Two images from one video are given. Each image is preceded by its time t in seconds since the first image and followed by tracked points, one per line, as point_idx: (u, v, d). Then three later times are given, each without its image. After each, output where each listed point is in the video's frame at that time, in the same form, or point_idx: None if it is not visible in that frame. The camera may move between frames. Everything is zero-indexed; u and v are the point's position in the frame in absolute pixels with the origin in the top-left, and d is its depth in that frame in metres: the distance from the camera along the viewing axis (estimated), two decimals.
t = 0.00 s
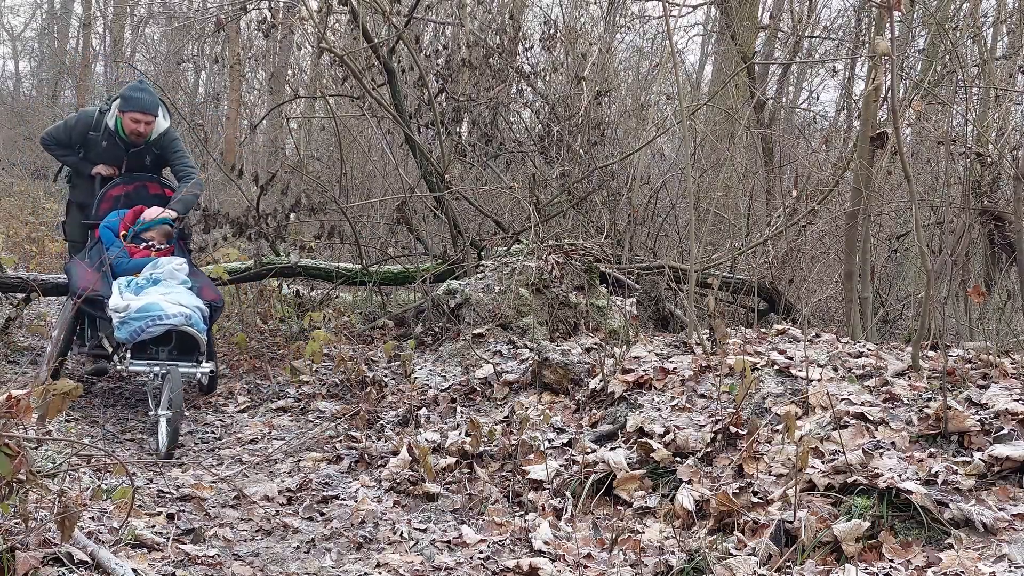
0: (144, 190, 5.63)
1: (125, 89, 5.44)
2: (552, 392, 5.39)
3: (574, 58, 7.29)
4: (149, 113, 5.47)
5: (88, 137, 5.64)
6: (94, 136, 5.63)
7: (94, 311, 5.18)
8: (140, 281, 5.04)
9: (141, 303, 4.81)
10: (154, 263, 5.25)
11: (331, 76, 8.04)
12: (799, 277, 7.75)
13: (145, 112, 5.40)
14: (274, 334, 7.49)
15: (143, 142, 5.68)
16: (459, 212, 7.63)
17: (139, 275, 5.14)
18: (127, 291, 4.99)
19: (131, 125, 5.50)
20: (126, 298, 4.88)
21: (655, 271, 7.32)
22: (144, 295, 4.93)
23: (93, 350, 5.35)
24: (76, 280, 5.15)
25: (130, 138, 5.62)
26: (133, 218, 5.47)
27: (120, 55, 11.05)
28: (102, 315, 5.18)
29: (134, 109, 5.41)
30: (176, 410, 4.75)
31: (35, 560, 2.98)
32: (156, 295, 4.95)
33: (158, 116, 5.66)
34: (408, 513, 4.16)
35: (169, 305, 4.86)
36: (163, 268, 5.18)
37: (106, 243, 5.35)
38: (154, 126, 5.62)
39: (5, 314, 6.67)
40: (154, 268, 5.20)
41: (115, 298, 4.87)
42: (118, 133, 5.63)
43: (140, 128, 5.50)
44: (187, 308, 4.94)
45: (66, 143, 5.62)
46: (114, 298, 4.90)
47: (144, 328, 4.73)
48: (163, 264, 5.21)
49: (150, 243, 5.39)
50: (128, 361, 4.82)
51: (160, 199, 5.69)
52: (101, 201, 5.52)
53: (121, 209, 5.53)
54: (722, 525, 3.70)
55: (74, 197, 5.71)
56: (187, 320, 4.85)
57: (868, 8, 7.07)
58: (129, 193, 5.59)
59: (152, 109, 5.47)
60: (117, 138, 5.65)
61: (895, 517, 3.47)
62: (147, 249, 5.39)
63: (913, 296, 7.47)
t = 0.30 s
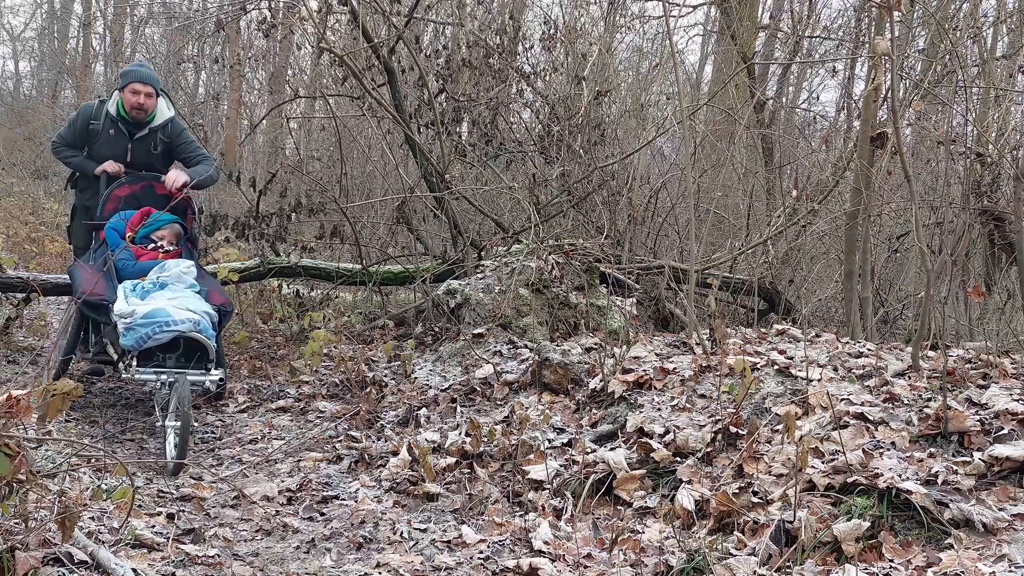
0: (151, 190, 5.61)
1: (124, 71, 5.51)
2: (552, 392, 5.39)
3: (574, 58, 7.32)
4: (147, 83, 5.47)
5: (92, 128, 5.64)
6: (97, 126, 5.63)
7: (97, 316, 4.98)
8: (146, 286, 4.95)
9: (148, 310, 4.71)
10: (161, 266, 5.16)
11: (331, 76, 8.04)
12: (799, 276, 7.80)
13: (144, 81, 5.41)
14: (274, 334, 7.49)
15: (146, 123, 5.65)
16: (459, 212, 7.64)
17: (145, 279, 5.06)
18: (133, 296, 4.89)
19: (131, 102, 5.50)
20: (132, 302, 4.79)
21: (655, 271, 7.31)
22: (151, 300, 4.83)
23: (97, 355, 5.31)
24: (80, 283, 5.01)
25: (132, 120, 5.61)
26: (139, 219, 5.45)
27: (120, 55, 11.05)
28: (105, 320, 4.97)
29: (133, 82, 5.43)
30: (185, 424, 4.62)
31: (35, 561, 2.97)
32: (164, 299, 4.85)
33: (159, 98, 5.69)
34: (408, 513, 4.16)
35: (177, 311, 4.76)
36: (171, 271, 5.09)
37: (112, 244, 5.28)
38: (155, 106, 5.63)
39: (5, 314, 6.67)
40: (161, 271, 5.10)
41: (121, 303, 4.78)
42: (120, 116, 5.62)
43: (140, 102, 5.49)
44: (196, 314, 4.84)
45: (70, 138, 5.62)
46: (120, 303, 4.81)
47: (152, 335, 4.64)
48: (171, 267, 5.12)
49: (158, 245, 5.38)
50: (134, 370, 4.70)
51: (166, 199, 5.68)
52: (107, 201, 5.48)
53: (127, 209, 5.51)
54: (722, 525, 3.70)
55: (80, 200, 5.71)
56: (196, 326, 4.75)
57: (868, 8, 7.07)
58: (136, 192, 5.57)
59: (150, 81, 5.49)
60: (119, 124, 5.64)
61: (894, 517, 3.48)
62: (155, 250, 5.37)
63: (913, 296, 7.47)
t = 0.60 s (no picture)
0: (156, 192, 5.38)
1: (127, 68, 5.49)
2: (552, 392, 5.39)
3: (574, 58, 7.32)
4: (152, 75, 5.42)
5: (100, 132, 5.56)
6: (107, 129, 5.56)
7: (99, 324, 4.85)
8: (152, 294, 4.79)
9: (154, 320, 4.54)
10: (168, 272, 4.99)
11: (331, 76, 8.04)
12: (799, 276, 7.81)
13: (149, 70, 5.38)
14: (274, 334, 7.49)
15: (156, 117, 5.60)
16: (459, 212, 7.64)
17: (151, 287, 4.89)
18: (138, 305, 4.72)
19: (138, 95, 5.45)
20: (138, 312, 4.62)
21: (655, 271, 7.31)
22: (158, 309, 4.66)
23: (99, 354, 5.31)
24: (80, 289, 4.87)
25: (141, 115, 5.55)
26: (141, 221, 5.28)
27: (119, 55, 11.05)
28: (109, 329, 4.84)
29: (138, 74, 5.40)
30: (196, 436, 4.33)
31: (35, 560, 2.98)
32: (171, 308, 4.67)
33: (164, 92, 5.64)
34: (408, 513, 4.16)
35: (185, 321, 4.58)
36: (178, 277, 4.91)
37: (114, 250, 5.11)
38: (162, 100, 5.59)
39: (5, 315, 6.66)
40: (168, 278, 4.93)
41: (127, 312, 4.61)
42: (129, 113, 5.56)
43: (148, 92, 5.44)
44: (205, 323, 4.65)
45: (80, 145, 5.53)
46: (126, 312, 4.64)
47: (159, 346, 4.47)
48: (178, 273, 4.94)
49: (161, 247, 5.20)
50: (141, 383, 4.57)
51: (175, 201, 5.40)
52: (110, 204, 5.28)
53: (130, 212, 5.32)
54: (722, 525, 3.70)
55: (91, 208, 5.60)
56: (205, 336, 4.56)
57: (868, 8, 7.07)
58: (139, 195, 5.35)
59: (154, 72, 5.45)
60: (128, 123, 5.58)
61: (894, 517, 3.48)
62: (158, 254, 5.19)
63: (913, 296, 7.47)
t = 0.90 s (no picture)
0: (160, 195, 5.10)
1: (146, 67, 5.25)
2: (552, 392, 5.40)
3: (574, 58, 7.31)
4: (172, 76, 5.17)
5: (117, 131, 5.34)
6: (123, 128, 5.34)
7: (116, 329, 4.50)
8: (172, 295, 4.51)
9: (182, 321, 4.29)
10: (183, 275, 4.65)
11: (331, 76, 8.04)
12: (799, 276, 7.80)
13: (167, 73, 5.13)
14: (274, 334, 7.49)
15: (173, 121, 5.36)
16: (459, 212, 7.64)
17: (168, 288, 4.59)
18: (159, 308, 4.43)
19: (155, 96, 5.22)
20: (163, 314, 4.35)
21: (655, 271, 7.30)
22: (183, 310, 4.40)
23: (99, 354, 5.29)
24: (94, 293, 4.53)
25: (159, 117, 5.31)
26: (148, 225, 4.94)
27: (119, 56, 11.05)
28: (127, 334, 4.50)
29: (156, 75, 5.15)
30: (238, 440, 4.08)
31: (35, 560, 2.98)
32: (196, 309, 4.42)
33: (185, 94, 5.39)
34: (408, 513, 4.16)
35: (216, 321, 4.35)
36: (196, 279, 4.60)
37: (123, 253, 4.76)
38: (181, 103, 5.34)
39: (5, 314, 6.65)
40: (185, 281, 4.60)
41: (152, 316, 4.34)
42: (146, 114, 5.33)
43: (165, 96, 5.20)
44: (234, 324, 4.43)
45: (96, 143, 5.34)
46: (149, 316, 4.36)
47: (190, 349, 4.23)
48: (196, 275, 4.62)
49: (173, 251, 4.88)
50: (171, 390, 4.30)
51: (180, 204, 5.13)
52: (113, 207, 4.98)
53: (135, 215, 5.01)
54: (722, 525, 3.70)
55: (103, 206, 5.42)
56: (237, 336, 4.35)
57: (868, 8, 7.07)
58: (144, 198, 5.07)
59: (174, 74, 5.20)
60: (145, 123, 5.35)
61: (894, 517, 3.48)
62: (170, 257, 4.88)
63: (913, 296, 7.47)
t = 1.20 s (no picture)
0: (167, 193, 4.77)
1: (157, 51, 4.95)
2: (552, 392, 5.40)
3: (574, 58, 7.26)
4: (181, 61, 4.85)
5: (126, 119, 5.03)
6: (134, 118, 5.02)
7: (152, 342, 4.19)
8: (218, 310, 4.22)
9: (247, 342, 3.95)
10: (215, 282, 4.38)
11: (331, 76, 8.03)
12: (799, 277, 7.80)
13: (177, 57, 4.81)
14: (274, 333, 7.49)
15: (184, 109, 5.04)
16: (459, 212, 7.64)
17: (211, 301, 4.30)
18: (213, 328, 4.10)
19: (165, 83, 4.92)
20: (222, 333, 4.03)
21: (655, 270, 7.30)
22: (241, 329, 4.08)
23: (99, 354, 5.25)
24: (127, 306, 4.24)
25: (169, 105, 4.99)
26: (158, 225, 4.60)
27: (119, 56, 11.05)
28: (166, 350, 4.18)
29: (165, 59, 4.84)
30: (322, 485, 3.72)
31: (35, 561, 2.98)
32: (256, 328, 4.10)
33: (196, 81, 5.07)
34: (407, 513, 4.16)
35: (280, 341, 4.03)
36: (234, 290, 4.33)
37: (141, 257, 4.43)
38: (192, 90, 5.03)
39: (5, 314, 6.65)
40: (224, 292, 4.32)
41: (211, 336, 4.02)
42: (155, 102, 5.02)
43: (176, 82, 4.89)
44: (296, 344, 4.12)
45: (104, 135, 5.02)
46: (206, 337, 4.04)
47: (258, 372, 3.90)
48: (230, 284, 4.34)
49: (189, 254, 4.59)
50: (232, 413, 3.94)
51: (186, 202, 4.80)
52: (118, 203, 4.62)
53: (144, 213, 4.67)
54: (722, 525, 3.70)
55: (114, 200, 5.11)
56: (303, 359, 4.03)
57: (868, 8, 7.07)
58: (151, 195, 4.74)
59: (184, 59, 4.88)
60: (156, 113, 5.03)
61: (894, 517, 3.48)
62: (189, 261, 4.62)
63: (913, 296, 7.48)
